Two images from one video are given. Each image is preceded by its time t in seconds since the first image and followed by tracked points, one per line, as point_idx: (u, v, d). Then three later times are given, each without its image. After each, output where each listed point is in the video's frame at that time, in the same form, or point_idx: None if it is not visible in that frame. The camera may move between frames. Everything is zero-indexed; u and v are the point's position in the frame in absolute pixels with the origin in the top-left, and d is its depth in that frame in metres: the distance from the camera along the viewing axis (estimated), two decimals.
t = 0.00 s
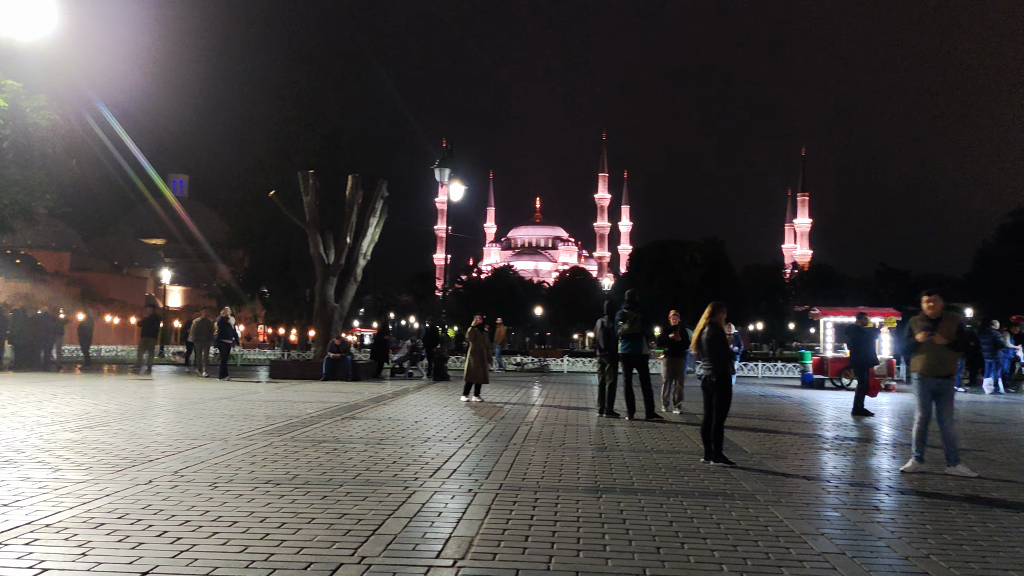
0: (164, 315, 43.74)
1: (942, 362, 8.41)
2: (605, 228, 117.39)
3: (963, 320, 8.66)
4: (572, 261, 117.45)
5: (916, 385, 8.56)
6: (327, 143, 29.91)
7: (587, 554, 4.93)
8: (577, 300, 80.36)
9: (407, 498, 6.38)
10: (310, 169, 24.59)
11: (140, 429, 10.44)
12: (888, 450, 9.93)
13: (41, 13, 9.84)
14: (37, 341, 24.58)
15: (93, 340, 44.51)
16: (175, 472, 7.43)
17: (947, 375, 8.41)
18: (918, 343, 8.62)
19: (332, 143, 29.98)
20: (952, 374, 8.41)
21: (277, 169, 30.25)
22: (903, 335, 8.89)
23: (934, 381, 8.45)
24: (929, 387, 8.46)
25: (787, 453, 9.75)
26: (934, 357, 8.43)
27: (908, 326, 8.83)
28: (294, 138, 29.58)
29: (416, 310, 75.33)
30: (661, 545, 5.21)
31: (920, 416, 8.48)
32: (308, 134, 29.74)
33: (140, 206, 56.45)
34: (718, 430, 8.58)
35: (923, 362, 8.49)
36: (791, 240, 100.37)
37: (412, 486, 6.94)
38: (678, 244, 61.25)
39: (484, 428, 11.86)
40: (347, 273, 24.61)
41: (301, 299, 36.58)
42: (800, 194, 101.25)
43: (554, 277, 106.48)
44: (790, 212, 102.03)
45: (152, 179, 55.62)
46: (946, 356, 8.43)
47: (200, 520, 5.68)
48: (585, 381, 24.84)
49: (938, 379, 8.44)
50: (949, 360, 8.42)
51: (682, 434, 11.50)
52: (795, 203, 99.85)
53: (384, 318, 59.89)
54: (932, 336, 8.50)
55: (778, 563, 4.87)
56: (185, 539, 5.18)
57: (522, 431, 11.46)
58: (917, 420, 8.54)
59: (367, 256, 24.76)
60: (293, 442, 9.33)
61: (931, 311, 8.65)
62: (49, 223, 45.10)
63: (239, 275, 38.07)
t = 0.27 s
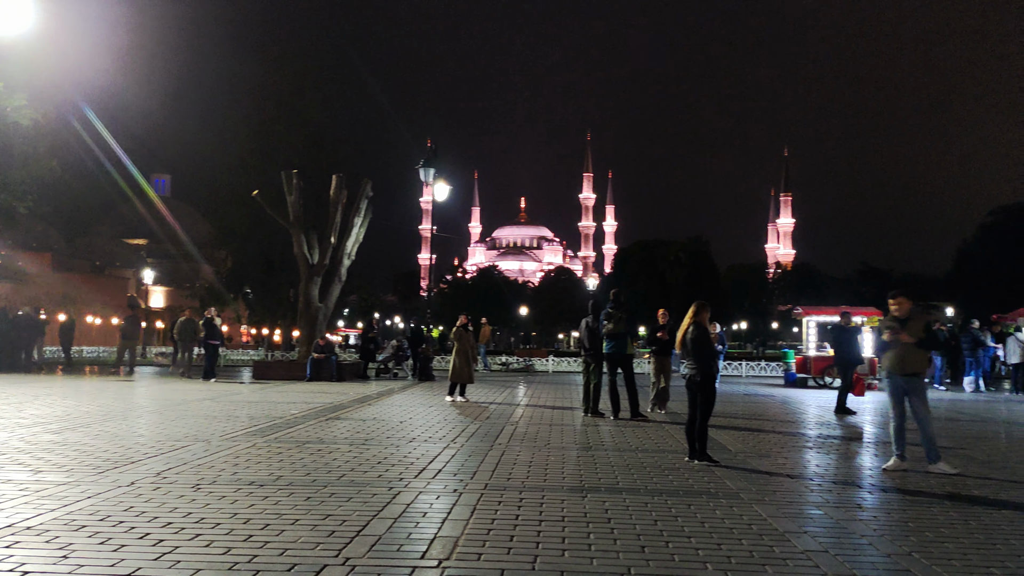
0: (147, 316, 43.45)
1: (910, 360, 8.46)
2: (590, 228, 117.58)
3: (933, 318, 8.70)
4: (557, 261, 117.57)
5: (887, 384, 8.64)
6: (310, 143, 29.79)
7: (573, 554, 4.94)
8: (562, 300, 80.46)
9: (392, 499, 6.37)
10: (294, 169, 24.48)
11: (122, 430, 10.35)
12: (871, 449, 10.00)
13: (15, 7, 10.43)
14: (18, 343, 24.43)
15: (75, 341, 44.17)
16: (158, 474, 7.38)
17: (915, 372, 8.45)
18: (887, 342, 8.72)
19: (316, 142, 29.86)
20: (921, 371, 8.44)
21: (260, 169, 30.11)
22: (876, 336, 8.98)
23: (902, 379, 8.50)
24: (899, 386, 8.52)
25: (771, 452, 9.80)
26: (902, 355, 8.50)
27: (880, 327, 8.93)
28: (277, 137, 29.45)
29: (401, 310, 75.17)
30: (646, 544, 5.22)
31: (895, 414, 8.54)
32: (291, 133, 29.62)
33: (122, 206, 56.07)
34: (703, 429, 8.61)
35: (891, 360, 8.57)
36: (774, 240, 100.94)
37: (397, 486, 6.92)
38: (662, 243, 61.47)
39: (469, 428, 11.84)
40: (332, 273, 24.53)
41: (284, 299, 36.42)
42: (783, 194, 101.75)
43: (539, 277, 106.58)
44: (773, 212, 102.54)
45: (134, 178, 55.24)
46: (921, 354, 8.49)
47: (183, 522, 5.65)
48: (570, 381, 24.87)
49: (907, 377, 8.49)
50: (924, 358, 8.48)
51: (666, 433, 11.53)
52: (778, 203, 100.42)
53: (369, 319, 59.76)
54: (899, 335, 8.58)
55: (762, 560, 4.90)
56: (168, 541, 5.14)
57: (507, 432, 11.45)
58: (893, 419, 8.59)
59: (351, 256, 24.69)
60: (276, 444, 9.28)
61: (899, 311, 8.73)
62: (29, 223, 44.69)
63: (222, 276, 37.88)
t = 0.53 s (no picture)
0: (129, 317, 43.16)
1: (882, 357, 8.53)
2: (575, 228, 117.75)
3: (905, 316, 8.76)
4: (542, 261, 117.70)
5: (862, 383, 8.71)
6: (294, 142, 29.65)
7: (557, 554, 4.94)
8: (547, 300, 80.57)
9: (377, 500, 6.36)
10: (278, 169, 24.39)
11: (104, 432, 10.28)
12: (853, 447, 10.06)
13: None
14: None
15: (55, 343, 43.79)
16: (140, 476, 7.33)
17: (888, 370, 8.50)
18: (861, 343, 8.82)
19: (300, 142, 29.73)
20: (894, 369, 8.49)
21: (244, 168, 29.96)
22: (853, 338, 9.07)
23: (875, 377, 8.57)
24: (874, 385, 8.59)
25: (755, 450, 9.84)
26: (875, 353, 8.57)
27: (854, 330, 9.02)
28: (260, 136, 29.30)
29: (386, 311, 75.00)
30: (630, 543, 5.24)
31: (873, 415, 8.59)
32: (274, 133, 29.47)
33: (105, 206, 55.72)
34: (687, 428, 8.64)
35: (863, 359, 8.65)
36: (758, 239, 101.39)
37: (382, 487, 6.91)
38: (647, 243, 61.63)
39: (454, 428, 11.82)
40: (316, 273, 24.44)
41: (269, 300, 36.27)
42: (767, 194, 102.20)
43: (524, 277, 106.69)
44: (757, 211, 102.99)
45: (117, 178, 54.91)
46: (898, 353, 8.55)
47: (166, 524, 5.61)
48: (555, 381, 24.89)
49: (879, 375, 8.56)
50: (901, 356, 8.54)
51: (651, 432, 11.56)
52: (762, 203, 100.88)
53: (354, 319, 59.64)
54: (870, 334, 8.67)
55: (745, 559, 4.91)
56: (150, 544, 5.11)
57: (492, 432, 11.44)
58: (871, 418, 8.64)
59: (335, 256, 24.60)
60: (260, 445, 9.25)
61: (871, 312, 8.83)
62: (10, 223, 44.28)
63: (206, 276, 37.68)
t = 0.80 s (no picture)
0: (116, 318, 42.96)
1: (866, 356, 8.58)
2: (563, 228, 117.86)
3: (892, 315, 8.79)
4: (531, 262, 117.83)
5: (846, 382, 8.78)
6: (281, 142, 29.57)
7: (546, 554, 4.95)
8: (536, 300, 80.65)
9: (365, 500, 6.36)
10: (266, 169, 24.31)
11: (91, 434, 10.23)
12: (840, 446, 10.12)
13: None
14: None
15: (41, 344, 43.54)
16: (127, 477, 7.30)
17: (870, 369, 8.56)
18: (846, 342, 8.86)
19: (287, 142, 29.65)
20: (878, 368, 8.55)
21: (232, 169, 29.86)
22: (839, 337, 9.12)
23: (858, 376, 8.64)
24: (859, 384, 8.66)
25: (742, 450, 9.88)
26: (858, 352, 8.62)
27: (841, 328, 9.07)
28: (247, 137, 29.20)
29: (374, 311, 74.88)
30: (619, 543, 5.25)
31: (859, 414, 8.64)
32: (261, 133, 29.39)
33: (92, 206, 55.45)
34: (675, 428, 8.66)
35: (847, 358, 8.71)
36: (745, 240, 101.83)
37: (370, 488, 6.91)
38: (635, 244, 61.77)
39: (443, 429, 11.80)
40: (304, 273, 24.39)
41: (256, 300, 36.18)
42: (755, 195, 102.60)
43: (512, 278, 106.80)
44: (744, 212, 103.34)
45: (104, 178, 54.65)
46: (882, 353, 8.58)
47: (153, 526, 5.58)
48: (543, 381, 24.90)
49: (863, 374, 8.62)
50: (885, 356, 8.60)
51: (639, 432, 11.59)
52: (749, 203, 101.34)
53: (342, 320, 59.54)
54: (854, 333, 8.72)
55: (734, 558, 4.93)
56: (136, 546, 5.09)
57: (481, 432, 11.44)
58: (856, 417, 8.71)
59: (324, 256, 24.56)
60: (248, 446, 9.23)
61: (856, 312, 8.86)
62: None
63: (193, 277, 37.54)
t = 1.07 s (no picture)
0: (103, 319, 42.71)
1: (855, 355, 8.61)
2: (553, 228, 117.92)
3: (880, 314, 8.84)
4: (520, 262, 117.88)
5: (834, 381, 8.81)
6: (269, 142, 29.49)
7: (535, 553, 4.96)
8: (525, 300, 80.68)
9: (355, 501, 6.35)
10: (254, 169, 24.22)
11: (79, 435, 10.18)
12: (828, 445, 10.17)
13: None
14: None
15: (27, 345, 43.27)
16: (115, 478, 7.27)
17: (859, 368, 8.60)
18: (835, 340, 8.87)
19: (275, 141, 29.57)
20: (866, 367, 8.59)
21: (220, 169, 29.77)
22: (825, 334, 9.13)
23: (847, 375, 8.67)
24: (847, 383, 8.67)
25: (731, 449, 9.91)
26: (847, 351, 8.66)
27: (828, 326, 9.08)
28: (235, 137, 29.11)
29: (363, 311, 74.74)
30: (608, 542, 5.26)
31: (847, 413, 8.67)
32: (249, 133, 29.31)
33: (79, 206, 55.17)
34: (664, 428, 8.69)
35: (835, 357, 8.74)
36: (734, 239, 102.12)
37: (359, 488, 6.90)
38: (624, 243, 61.86)
39: (433, 429, 11.79)
40: (292, 273, 24.32)
41: (245, 301, 36.06)
42: (743, 195, 102.92)
43: (502, 278, 106.79)
44: (733, 212, 103.60)
45: (91, 178, 54.39)
46: (870, 352, 8.63)
47: (141, 527, 5.57)
48: (533, 381, 24.89)
49: (851, 372, 8.65)
50: (873, 355, 8.64)
51: (629, 432, 11.61)
52: (738, 203, 101.65)
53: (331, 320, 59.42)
54: (843, 331, 8.75)
55: (722, 556, 4.95)
56: (125, 547, 5.07)
57: (471, 432, 11.43)
58: (843, 416, 8.74)
59: (313, 256, 24.50)
60: (237, 447, 9.20)
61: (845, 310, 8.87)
62: None
63: (182, 277, 37.38)
